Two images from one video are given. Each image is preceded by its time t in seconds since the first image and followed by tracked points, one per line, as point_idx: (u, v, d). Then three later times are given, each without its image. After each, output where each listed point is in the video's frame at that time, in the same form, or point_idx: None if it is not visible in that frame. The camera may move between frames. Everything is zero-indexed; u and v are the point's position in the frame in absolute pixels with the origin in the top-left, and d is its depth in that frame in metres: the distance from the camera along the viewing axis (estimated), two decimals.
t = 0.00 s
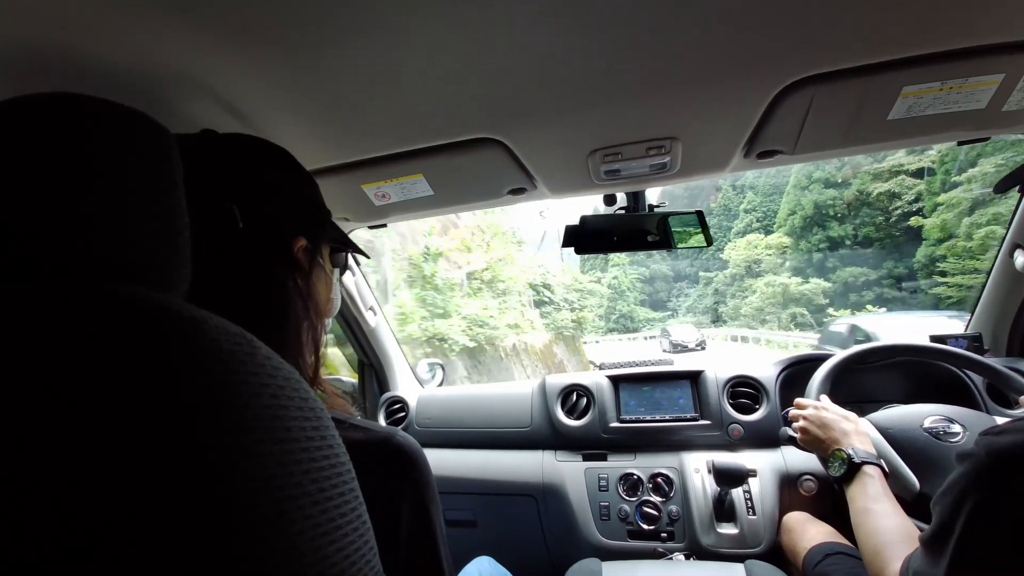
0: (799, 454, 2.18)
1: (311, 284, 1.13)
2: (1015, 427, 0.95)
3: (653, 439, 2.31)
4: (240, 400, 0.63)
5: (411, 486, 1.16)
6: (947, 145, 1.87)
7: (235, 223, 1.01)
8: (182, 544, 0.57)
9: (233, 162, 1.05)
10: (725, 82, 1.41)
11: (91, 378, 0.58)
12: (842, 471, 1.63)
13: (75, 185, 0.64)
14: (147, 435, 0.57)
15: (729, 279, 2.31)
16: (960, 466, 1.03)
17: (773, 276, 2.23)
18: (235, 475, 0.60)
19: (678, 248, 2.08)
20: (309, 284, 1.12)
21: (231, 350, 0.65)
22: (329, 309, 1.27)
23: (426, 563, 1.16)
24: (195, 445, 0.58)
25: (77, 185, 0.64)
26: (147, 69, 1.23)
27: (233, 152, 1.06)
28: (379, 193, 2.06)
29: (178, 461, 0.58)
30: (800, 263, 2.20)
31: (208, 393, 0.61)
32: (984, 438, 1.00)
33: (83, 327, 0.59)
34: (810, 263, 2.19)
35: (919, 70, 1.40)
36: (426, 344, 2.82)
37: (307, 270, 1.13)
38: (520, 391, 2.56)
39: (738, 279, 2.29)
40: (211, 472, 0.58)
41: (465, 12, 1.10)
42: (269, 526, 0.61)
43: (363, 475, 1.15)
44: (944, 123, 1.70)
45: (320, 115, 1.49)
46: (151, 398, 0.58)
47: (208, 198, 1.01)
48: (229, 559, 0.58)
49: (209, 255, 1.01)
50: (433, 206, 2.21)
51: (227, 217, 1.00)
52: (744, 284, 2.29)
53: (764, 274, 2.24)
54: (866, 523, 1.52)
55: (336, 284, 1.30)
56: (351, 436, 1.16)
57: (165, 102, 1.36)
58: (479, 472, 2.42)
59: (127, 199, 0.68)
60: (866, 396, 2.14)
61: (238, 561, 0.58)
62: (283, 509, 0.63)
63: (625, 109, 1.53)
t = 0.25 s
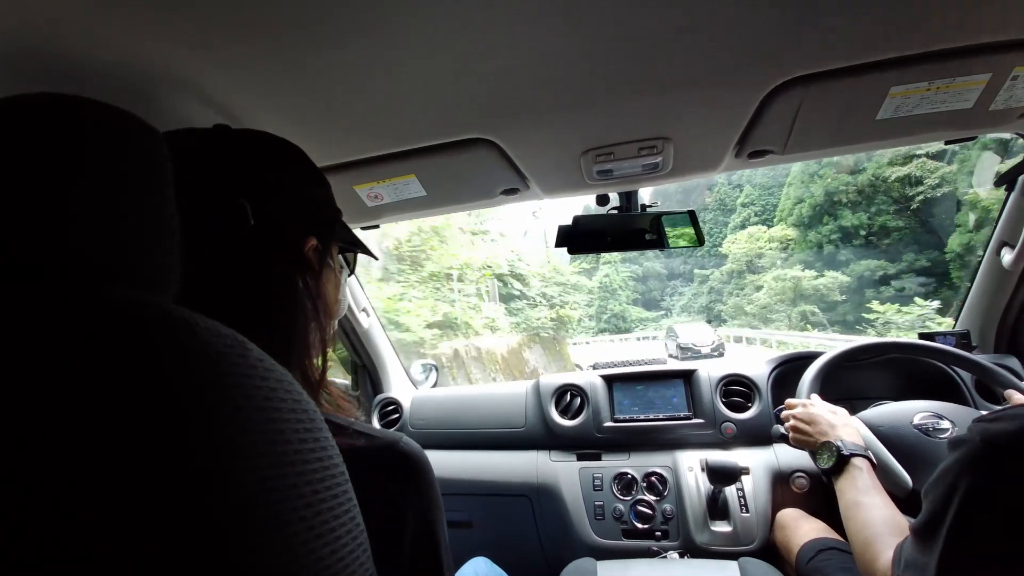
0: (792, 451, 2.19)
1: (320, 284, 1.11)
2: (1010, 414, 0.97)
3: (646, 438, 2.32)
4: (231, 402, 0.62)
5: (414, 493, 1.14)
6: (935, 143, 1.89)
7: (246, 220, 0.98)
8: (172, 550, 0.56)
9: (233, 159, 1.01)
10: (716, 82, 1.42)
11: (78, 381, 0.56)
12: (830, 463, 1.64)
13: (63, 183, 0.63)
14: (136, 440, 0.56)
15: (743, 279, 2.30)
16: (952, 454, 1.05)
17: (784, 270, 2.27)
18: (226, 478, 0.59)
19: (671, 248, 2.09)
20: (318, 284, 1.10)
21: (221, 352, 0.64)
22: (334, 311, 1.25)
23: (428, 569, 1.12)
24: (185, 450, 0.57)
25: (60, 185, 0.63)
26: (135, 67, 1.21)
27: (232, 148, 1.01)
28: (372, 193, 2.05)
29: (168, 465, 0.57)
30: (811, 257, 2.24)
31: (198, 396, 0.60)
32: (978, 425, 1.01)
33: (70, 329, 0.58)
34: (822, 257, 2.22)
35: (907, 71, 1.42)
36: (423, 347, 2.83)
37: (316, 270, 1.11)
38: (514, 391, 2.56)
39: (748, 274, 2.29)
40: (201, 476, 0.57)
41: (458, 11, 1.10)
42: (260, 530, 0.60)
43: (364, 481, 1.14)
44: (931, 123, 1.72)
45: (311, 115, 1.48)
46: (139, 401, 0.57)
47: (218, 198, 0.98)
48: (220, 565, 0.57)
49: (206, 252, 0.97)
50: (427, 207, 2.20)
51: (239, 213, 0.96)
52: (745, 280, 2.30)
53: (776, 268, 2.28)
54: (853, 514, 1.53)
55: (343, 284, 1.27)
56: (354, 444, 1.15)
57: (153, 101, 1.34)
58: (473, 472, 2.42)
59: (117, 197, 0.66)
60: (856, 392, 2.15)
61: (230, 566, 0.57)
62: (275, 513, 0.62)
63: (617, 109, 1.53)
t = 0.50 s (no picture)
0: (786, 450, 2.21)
1: (319, 298, 1.12)
2: (999, 415, 0.98)
3: (641, 439, 2.33)
4: (225, 408, 0.61)
5: (413, 506, 1.14)
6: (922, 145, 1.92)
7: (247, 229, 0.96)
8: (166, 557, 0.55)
9: (231, 161, 0.99)
10: (707, 84, 1.44)
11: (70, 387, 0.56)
12: (800, 448, 1.67)
13: (57, 187, 0.62)
14: (130, 445, 0.56)
15: (756, 277, 2.28)
16: (942, 452, 1.06)
17: (802, 263, 2.22)
18: (220, 485, 0.58)
19: (665, 249, 2.10)
20: (318, 295, 1.11)
21: (215, 357, 0.63)
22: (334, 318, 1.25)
23: None
24: (180, 455, 0.57)
25: (51, 192, 0.62)
26: (126, 71, 1.21)
27: (228, 148, 1.00)
28: (365, 197, 2.04)
29: (161, 471, 0.56)
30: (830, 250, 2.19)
31: (191, 401, 0.59)
32: (968, 425, 1.03)
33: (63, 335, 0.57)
34: (842, 249, 2.18)
35: (895, 73, 1.44)
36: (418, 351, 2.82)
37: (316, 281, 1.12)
38: (510, 394, 2.55)
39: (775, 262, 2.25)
40: (195, 482, 0.57)
41: (451, 15, 1.10)
42: (255, 536, 0.59)
43: (364, 491, 1.13)
44: (920, 125, 1.74)
45: (304, 119, 1.48)
46: (132, 407, 0.57)
47: (218, 198, 0.97)
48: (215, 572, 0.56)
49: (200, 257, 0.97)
50: (420, 210, 2.20)
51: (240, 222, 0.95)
52: (744, 279, 2.30)
53: (793, 260, 2.24)
54: (826, 501, 1.55)
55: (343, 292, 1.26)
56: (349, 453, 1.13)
57: (144, 104, 1.34)
58: (469, 475, 2.41)
59: (111, 202, 0.66)
60: (847, 391, 2.18)
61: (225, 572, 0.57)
62: (269, 518, 0.61)
63: (609, 111, 1.54)
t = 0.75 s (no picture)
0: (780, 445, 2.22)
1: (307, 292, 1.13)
2: (987, 406, 0.98)
3: (636, 435, 2.33)
4: (216, 409, 0.61)
5: (404, 504, 1.14)
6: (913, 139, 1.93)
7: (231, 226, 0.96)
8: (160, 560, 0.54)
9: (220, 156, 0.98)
10: (700, 81, 1.44)
11: (60, 390, 0.55)
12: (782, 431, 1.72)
13: (44, 189, 0.62)
14: (123, 448, 0.55)
15: (760, 273, 2.29)
16: (926, 442, 1.07)
17: (821, 253, 2.21)
18: (213, 486, 0.58)
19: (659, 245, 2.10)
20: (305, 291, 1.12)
21: (206, 358, 0.63)
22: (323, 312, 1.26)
23: None
24: (173, 457, 0.56)
25: (36, 192, 0.61)
26: (114, 69, 1.19)
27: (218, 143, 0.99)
28: (359, 196, 2.04)
29: (154, 473, 0.56)
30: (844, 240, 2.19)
31: (183, 402, 0.59)
32: (954, 415, 1.02)
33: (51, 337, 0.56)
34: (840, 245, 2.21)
35: (886, 68, 1.44)
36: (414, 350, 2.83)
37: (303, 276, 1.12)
38: (506, 391, 2.55)
39: (789, 254, 2.24)
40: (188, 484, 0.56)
41: (443, 13, 1.10)
42: (250, 537, 0.59)
43: (357, 488, 1.13)
44: (911, 120, 1.75)
45: (295, 117, 1.47)
46: (123, 410, 0.56)
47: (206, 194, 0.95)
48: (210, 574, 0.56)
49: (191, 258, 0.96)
50: (414, 209, 2.20)
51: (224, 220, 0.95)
52: (744, 274, 2.30)
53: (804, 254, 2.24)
54: (805, 484, 1.57)
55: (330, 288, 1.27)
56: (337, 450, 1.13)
57: (132, 104, 1.32)
58: (466, 473, 2.41)
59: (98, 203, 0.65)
60: (841, 385, 2.19)
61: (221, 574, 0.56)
62: (264, 519, 0.61)
63: (602, 108, 1.54)
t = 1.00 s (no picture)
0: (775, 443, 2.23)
1: (286, 290, 1.12)
2: (976, 408, 0.99)
3: (632, 435, 2.34)
4: (214, 409, 0.60)
5: (394, 504, 1.14)
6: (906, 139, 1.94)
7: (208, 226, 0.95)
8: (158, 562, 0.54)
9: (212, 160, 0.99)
10: (696, 80, 1.44)
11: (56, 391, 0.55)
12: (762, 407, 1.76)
13: (40, 188, 0.61)
14: (109, 458, 0.55)
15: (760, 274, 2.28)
16: (913, 438, 1.05)
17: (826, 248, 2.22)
18: (211, 487, 0.57)
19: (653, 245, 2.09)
20: (283, 291, 1.12)
21: (203, 359, 0.62)
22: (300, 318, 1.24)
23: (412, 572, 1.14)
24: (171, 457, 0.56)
25: (20, 194, 0.60)
26: (107, 67, 1.18)
27: (212, 145, 1.00)
28: (354, 195, 2.03)
29: (151, 474, 0.55)
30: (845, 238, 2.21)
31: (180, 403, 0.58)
32: (942, 415, 1.03)
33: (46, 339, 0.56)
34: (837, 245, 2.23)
35: (880, 69, 1.45)
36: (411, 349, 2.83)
37: (281, 278, 1.12)
38: (503, 391, 2.55)
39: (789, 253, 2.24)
40: (185, 485, 0.56)
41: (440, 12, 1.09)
42: (248, 537, 0.59)
43: (349, 484, 1.12)
44: (905, 120, 1.76)
45: (291, 117, 1.46)
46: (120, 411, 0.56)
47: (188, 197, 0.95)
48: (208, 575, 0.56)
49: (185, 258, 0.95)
50: (410, 208, 2.19)
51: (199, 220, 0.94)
52: (744, 271, 2.29)
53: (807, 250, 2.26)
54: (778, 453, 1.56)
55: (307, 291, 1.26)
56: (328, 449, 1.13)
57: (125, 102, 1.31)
58: (463, 472, 2.41)
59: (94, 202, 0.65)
60: (835, 383, 2.20)
61: None
62: (261, 519, 0.61)
63: (599, 108, 1.54)
